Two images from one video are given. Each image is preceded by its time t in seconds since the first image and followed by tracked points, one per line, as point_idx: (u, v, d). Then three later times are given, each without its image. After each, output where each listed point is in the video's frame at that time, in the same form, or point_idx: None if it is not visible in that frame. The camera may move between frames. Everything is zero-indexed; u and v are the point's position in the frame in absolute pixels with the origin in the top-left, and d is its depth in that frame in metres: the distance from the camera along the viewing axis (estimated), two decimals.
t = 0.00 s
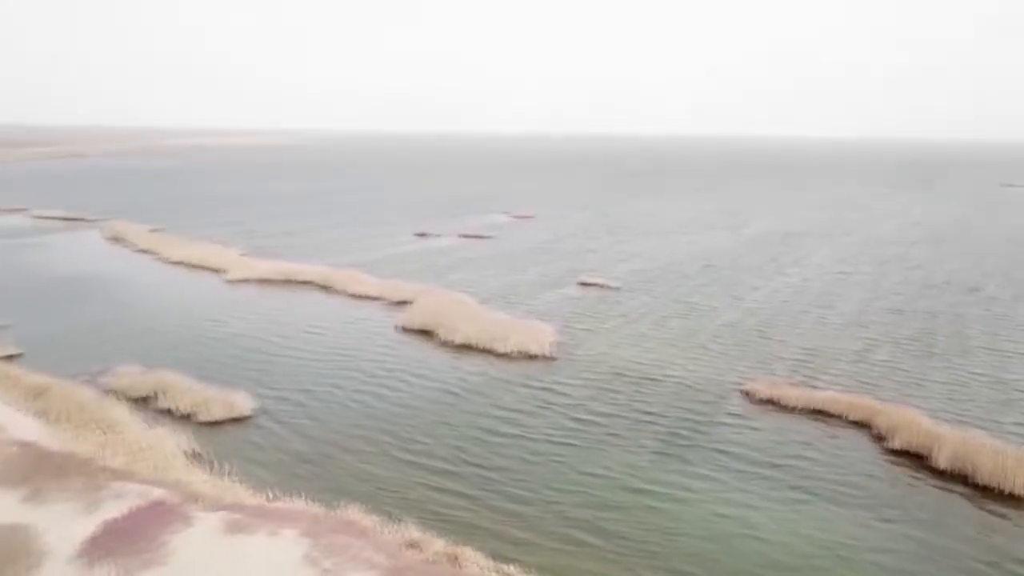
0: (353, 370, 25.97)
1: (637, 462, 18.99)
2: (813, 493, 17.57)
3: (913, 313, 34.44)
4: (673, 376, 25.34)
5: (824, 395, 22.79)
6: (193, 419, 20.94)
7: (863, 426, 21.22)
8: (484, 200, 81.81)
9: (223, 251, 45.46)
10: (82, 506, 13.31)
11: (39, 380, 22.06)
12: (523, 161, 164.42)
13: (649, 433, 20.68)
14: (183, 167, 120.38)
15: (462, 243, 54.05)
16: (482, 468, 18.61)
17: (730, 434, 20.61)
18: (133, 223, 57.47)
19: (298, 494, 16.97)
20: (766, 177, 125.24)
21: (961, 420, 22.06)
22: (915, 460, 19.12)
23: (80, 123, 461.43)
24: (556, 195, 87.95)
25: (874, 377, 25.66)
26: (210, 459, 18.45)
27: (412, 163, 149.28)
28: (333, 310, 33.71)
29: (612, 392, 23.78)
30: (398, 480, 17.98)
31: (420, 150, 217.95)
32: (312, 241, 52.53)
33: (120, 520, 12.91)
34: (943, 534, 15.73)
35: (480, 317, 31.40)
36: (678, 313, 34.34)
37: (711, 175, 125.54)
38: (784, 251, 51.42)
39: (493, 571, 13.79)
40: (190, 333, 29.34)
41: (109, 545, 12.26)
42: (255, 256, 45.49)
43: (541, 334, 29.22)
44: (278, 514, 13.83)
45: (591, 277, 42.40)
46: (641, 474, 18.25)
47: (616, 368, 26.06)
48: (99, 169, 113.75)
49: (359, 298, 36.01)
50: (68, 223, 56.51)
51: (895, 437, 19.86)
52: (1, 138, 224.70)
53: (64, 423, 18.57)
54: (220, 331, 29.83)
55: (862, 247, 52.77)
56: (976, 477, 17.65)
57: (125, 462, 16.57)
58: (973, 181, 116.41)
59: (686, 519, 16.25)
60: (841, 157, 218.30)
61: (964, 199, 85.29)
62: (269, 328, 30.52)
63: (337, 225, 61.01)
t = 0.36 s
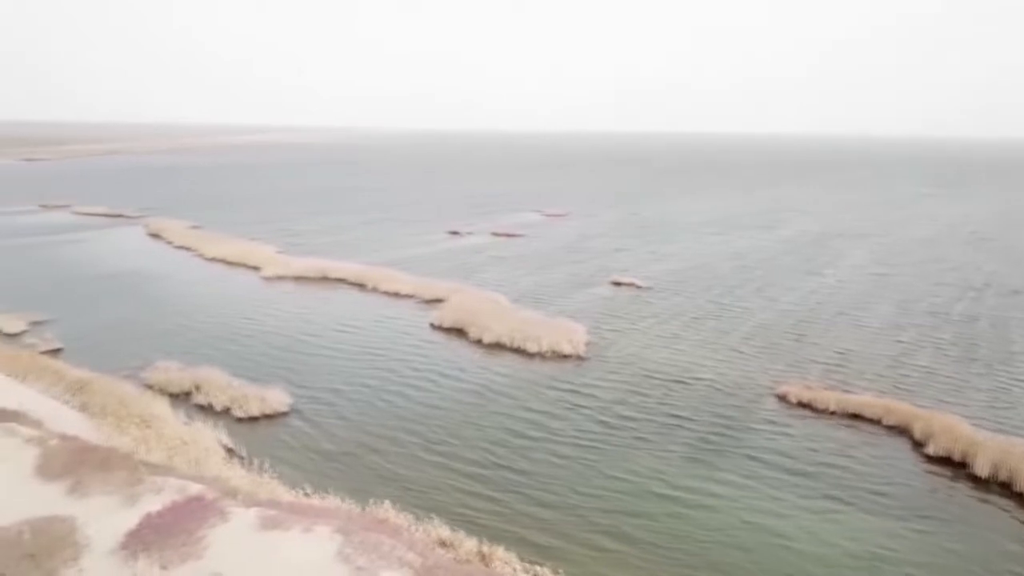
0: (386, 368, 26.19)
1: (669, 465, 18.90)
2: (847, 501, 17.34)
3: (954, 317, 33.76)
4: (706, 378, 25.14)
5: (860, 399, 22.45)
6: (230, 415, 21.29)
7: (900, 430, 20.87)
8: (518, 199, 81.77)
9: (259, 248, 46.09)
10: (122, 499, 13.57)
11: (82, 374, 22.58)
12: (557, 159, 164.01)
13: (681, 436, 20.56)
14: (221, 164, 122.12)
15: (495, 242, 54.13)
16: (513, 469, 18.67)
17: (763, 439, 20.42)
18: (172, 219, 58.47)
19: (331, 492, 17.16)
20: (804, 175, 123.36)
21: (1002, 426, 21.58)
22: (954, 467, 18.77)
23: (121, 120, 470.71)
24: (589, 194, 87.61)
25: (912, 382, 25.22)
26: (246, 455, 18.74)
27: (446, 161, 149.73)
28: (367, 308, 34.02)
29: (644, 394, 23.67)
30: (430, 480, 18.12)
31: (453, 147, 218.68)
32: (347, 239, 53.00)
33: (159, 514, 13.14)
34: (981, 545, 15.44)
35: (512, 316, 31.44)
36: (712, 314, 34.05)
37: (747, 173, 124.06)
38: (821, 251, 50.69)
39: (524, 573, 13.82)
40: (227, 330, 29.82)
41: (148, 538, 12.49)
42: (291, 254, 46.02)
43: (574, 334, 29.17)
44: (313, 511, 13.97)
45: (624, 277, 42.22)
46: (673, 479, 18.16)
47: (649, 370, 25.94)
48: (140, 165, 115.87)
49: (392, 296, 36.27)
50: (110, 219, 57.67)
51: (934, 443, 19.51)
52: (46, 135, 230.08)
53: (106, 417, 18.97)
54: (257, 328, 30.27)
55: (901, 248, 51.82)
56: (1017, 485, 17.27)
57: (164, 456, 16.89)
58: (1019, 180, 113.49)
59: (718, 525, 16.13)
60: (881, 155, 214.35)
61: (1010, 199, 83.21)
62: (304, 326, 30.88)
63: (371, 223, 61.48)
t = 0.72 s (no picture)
0: (423, 366, 26.42)
1: (707, 470, 18.75)
2: (889, 509, 17.04)
3: (1002, 321, 32.93)
4: (745, 381, 24.89)
5: (904, 405, 22.01)
6: (271, 411, 21.67)
7: (946, 438, 20.40)
8: (556, 197, 81.68)
9: (300, 245, 46.71)
10: (168, 493, 13.86)
11: (130, 368, 23.18)
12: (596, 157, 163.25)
13: (719, 441, 20.37)
14: (262, 162, 123.96)
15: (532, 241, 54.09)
16: (550, 471, 18.71)
17: (804, 444, 20.14)
18: (216, 216, 59.55)
19: (369, 489, 17.38)
20: (848, 174, 121.07)
21: None
22: (1001, 476, 18.30)
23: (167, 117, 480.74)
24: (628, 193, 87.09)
25: (957, 387, 24.68)
26: (286, 451, 19.05)
27: (483, 159, 150.18)
28: (405, 306, 34.32)
29: (682, 397, 23.50)
30: (466, 479, 18.27)
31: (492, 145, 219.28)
32: (386, 237, 53.43)
33: (202, 509, 13.40)
34: None
35: (550, 315, 31.41)
36: (751, 316, 33.67)
37: (789, 172, 122.20)
38: (864, 253, 49.74)
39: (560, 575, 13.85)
40: (269, 327, 30.34)
41: (192, 532, 12.76)
42: (331, 251, 46.60)
43: (611, 334, 29.08)
44: (351, 508, 14.14)
45: (662, 277, 41.92)
46: (711, 484, 18.01)
47: (686, 372, 25.76)
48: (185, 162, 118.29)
49: (430, 294, 36.51)
50: (156, 216, 58.96)
51: (980, 451, 19.05)
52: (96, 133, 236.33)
53: (151, 411, 19.42)
54: (297, 325, 30.74)
55: (948, 250, 50.62)
56: None
57: (207, 451, 17.23)
58: None
59: (756, 532, 15.97)
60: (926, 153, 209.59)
61: None
62: (343, 323, 31.26)
63: (410, 221, 61.92)
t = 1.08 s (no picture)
0: (461, 365, 26.59)
1: (744, 475, 18.57)
2: (933, 518, 16.70)
3: None
4: (785, 385, 24.58)
5: (950, 412, 21.53)
6: (311, 406, 22.05)
7: (993, 446, 19.90)
8: (595, 196, 81.34)
9: (341, 242, 47.32)
10: (212, 486, 14.17)
11: (175, 364, 23.72)
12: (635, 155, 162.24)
13: (758, 446, 20.17)
14: (304, 159, 125.61)
15: (571, 239, 53.99)
16: (586, 473, 18.72)
17: (844, 451, 19.83)
18: (259, 213, 60.55)
19: (407, 487, 17.58)
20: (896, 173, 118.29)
21: None
22: None
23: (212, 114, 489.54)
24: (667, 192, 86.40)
25: (1005, 395, 24.07)
26: (326, 447, 19.35)
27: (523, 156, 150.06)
28: (443, 304, 34.57)
29: (720, 401, 23.30)
30: (502, 479, 18.37)
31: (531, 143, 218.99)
32: (425, 235, 53.82)
33: (245, 503, 13.69)
34: None
35: (587, 315, 31.38)
36: (792, 318, 33.22)
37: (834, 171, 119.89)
38: (910, 255, 48.69)
39: None
40: (310, 324, 30.81)
41: (235, 525, 13.04)
42: (370, 249, 47.08)
43: (649, 335, 28.93)
44: (390, 505, 14.31)
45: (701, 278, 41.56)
46: (748, 490, 17.84)
47: (725, 375, 25.54)
48: (229, 159, 120.45)
49: (467, 292, 36.67)
50: (201, 212, 60.17)
51: None
52: (144, 130, 241.82)
53: (197, 406, 19.88)
54: (337, 322, 31.18)
55: (998, 253, 49.30)
56: None
57: (250, 446, 17.61)
58: None
59: (795, 540, 15.79)
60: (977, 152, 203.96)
61: None
62: (382, 321, 31.60)
63: (448, 219, 62.28)
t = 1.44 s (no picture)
0: (501, 364, 26.69)
1: (787, 481, 18.29)
2: (983, 531, 16.25)
3: None
4: (829, 389, 24.13)
5: (1003, 419, 20.94)
6: (354, 403, 22.35)
7: None
8: (637, 194, 80.74)
9: (384, 239, 47.80)
10: (257, 481, 14.42)
11: (223, 358, 24.23)
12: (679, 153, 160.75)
13: (801, 452, 19.83)
14: (348, 156, 127.02)
15: (612, 238, 53.69)
16: (625, 475, 18.63)
17: (891, 459, 19.39)
18: (304, 210, 61.42)
19: (447, 485, 17.72)
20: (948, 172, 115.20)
21: None
22: None
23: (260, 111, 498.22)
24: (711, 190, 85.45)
25: None
26: (368, 444, 19.61)
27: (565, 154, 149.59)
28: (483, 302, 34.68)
29: (764, 404, 22.98)
30: (540, 480, 18.36)
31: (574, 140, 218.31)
32: (466, 232, 54.02)
33: (289, 498, 13.90)
34: None
35: (628, 315, 31.19)
36: (837, 321, 32.60)
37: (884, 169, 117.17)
38: (962, 257, 47.38)
39: None
40: (352, 320, 31.21)
41: (280, 519, 13.26)
42: (412, 246, 47.46)
43: (690, 336, 28.70)
44: (430, 503, 14.40)
45: (745, 278, 40.98)
46: (791, 497, 17.57)
47: (768, 378, 25.17)
48: (276, 156, 122.42)
49: (508, 290, 36.74)
50: (248, 209, 61.26)
51: None
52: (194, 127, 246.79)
53: (242, 400, 20.27)
54: (379, 319, 31.49)
55: None
56: None
57: (294, 441, 17.90)
58: None
59: (840, 549, 15.50)
60: None
61: None
62: (423, 319, 31.84)
63: (490, 216, 62.51)
